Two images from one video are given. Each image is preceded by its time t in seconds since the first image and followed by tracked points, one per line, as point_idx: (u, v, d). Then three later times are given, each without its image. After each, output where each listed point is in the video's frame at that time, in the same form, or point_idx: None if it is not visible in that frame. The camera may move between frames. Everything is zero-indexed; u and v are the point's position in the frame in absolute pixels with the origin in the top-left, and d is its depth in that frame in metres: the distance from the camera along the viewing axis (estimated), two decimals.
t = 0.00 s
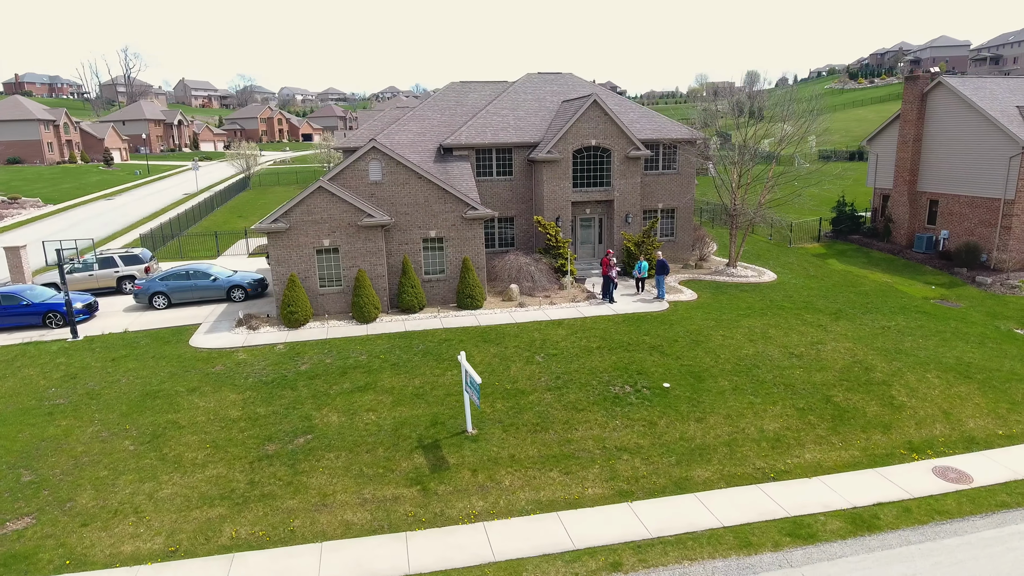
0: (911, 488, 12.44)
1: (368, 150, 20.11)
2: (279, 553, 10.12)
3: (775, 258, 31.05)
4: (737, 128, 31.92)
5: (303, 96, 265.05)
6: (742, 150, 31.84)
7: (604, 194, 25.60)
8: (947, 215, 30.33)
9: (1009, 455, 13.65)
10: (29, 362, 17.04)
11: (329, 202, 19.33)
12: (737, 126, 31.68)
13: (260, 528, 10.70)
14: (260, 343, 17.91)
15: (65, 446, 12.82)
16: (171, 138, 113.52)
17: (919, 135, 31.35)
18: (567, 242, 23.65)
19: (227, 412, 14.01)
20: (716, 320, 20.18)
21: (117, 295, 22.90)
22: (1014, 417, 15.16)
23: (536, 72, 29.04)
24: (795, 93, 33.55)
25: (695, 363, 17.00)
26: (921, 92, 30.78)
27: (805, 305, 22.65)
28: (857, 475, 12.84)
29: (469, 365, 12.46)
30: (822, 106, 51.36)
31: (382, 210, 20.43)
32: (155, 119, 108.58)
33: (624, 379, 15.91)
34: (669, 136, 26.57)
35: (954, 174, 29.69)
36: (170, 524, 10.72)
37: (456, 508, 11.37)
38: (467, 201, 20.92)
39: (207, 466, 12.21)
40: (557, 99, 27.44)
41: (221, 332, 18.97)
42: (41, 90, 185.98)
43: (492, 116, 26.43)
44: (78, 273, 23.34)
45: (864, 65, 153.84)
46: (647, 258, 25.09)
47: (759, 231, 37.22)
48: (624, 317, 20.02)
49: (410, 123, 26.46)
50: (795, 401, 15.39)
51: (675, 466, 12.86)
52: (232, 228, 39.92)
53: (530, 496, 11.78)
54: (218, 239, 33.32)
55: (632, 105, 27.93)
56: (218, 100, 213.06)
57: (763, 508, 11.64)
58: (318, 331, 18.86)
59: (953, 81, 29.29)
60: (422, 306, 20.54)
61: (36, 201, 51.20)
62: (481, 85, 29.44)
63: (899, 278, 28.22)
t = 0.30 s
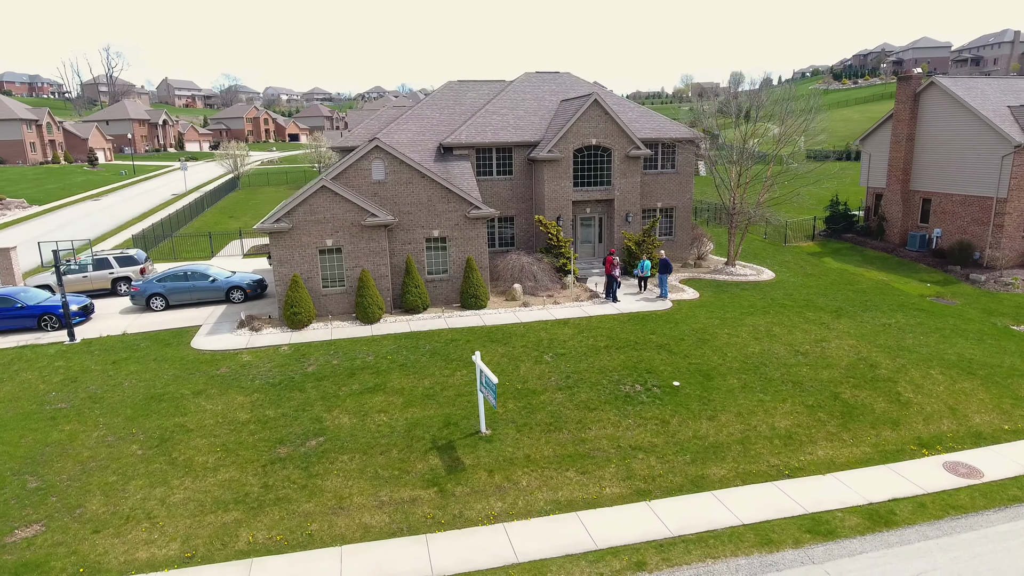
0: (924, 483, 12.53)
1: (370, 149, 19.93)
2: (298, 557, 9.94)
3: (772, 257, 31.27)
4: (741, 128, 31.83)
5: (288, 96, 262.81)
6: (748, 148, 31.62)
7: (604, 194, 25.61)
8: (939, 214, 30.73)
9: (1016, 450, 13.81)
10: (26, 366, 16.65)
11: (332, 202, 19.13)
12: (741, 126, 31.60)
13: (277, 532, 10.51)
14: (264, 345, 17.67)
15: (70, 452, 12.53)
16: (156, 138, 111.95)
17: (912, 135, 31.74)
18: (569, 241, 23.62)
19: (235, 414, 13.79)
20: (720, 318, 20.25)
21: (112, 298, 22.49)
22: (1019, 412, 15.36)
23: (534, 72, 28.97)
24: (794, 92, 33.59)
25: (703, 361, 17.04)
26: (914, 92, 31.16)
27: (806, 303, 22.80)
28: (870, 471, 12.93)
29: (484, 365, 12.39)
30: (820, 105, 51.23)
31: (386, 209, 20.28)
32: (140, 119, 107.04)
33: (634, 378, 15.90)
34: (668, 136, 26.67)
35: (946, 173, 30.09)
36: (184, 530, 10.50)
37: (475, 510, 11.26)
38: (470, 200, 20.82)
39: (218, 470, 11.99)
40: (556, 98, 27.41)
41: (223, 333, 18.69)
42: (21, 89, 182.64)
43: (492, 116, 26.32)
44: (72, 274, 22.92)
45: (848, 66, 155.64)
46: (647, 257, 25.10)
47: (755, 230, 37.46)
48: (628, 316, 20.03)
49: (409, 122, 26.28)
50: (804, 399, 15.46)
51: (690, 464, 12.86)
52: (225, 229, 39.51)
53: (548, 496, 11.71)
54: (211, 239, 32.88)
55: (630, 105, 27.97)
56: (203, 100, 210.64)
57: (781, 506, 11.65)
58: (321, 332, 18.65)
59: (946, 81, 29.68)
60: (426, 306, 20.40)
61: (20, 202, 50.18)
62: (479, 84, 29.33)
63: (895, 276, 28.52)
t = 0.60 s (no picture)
0: (936, 478, 12.65)
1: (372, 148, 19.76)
2: (319, 562, 9.77)
3: (768, 255, 31.51)
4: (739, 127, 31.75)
5: (273, 95, 260.40)
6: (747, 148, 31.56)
7: (604, 192, 25.62)
8: (931, 212, 31.14)
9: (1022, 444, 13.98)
10: (23, 370, 16.27)
11: (335, 201, 18.93)
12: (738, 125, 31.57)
13: (295, 537, 10.32)
14: (267, 346, 17.42)
15: (77, 457, 12.25)
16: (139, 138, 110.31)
17: (904, 134, 32.14)
18: (570, 240, 23.57)
19: (244, 417, 13.58)
20: (723, 316, 20.33)
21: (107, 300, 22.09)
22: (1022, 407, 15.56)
23: (531, 71, 28.92)
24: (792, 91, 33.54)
25: (711, 359, 17.09)
26: (906, 92, 31.56)
27: (806, 300, 22.97)
28: (882, 467, 13.02)
29: (499, 364, 12.31)
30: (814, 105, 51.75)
31: (388, 209, 20.12)
32: (122, 119, 105.46)
33: (644, 376, 15.89)
34: (666, 135, 26.76)
35: (938, 172, 30.50)
36: (200, 536, 10.27)
37: (494, 510, 11.16)
38: (473, 199, 20.72)
39: (231, 474, 11.77)
40: (554, 97, 27.38)
41: (224, 335, 18.42)
42: None
43: (490, 115, 26.21)
44: (65, 276, 22.49)
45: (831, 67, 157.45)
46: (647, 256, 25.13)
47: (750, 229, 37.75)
48: (633, 315, 20.05)
49: (407, 121, 26.09)
50: (813, 396, 15.55)
51: (705, 461, 12.87)
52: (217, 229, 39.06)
53: (567, 496, 11.64)
54: (205, 239, 32.45)
55: (627, 104, 28.03)
56: (186, 99, 208.04)
57: (798, 502, 11.69)
58: (325, 333, 18.45)
59: (937, 81, 30.09)
60: (430, 306, 20.27)
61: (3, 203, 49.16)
62: (476, 83, 29.21)
63: (890, 274, 28.84)
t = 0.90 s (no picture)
0: (947, 473, 12.77)
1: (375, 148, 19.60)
2: (341, 566, 9.61)
3: (764, 253, 31.73)
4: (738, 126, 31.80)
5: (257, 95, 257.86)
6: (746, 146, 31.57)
7: (605, 191, 25.63)
8: (923, 210, 31.55)
9: None
10: (22, 374, 15.89)
11: (338, 201, 18.73)
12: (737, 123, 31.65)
13: (315, 541, 10.15)
14: (271, 348, 17.18)
15: (84, 463, 11.97)
16: (122, 138, 108.63)
17: (896, 133, 32.54)
18: (571, 239, 23.52)
19: (254, 420, 13.38)
20: (727, 314, 20.41)
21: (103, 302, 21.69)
22: None
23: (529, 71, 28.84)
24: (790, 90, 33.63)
25: (719, 357, 17.15)
26: (898, 92, 31.96)
27: (805, 298, 23.14)
28: (894, 462, 13.12)
29: (515, 365, 12.24)
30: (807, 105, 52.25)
31: (391, 208, 19.96)
32: (105, 119, 103.80)
33: (654, 375, 15.90)
34: (665, 134, 26.85)
35: (930, 170, 30.91)
36: (217, 542, 10.06)
37: (514, 511, 11.07)
38: (476, 199, 20.61)
39: (244, 479, 11.57)
40: (553, 97, 27.35)
41: (226, 337, 18.15)
42: None
43: (490, 114, 26.11)
44: (59, 279, 22.03)
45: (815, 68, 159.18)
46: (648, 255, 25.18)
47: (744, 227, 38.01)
48: (637, 314, 20.06)
49: (406, 121, 25.90)
50: (821, 393, 15.65)
51: (720, 459, 12.88)
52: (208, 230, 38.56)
53: (586, 495, 11.58)
54: (198, 240, 31.99)
55: (626, 103, 28.08)
56: (169, 99, 205.32)
57: (815, 498, 11.74)
58: (329, 334, 18.24)
59: (929, 81, 30.49)
60: (433, 306, 20.13)
61: None
62: (474, 82, 29.09)
63: (885, 271, 29.15)
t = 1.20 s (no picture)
0: (958, 468, 12.91)
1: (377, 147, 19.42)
2: (363, 571, 9.45)
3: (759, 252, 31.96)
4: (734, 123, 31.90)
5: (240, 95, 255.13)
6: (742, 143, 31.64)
7: (604, 190, 25.64)
8: (914, 208, 31.98)
9: None
10: (19, 378, 15.50)
11: (341, 200, 18.51)
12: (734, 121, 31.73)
13: (335, 545, 9.98)
14: (274, 349, 16.95)
15: (91, 469, 11.69)
16: (104, 138, 106.86)
17: (887, 132, 32.95)
18: (572, 238, 23.49)
19: (263, 423, 13.16)
20: (730, 313, 20.50)
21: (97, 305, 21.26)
22: None
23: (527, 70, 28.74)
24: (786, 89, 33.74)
25: (726, 355, 17.21)
26: (889, 91, 32.37)
27: (804, 296, 23.32)
28: (905, 458, 13.24)
29: (530, 364, 12.18)
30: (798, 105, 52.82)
31: (393, 208, 19.78)
32: (86, 118, 102.08)
33: (663, 373, 15.91)
34: (662, 133, 26.92)
35: (921, 169, 31.33)
36: (234, 548, 9.85)
37: (533, 512, 10.99)
38: (479, 198, 20.50)
39: (258, 483, 11.36)
40: (551, 96, 27.31)
41: (228, 339, 17.88)
42: None
43: (488, 113, 26.00)
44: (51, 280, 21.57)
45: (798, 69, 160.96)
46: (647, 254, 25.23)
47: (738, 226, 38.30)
48: (641, 313, 20.08)
49: (404, 120, 25.71)
50: (828, 389, 15.76)
51: (734, 457, 12.91)
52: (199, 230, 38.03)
53: (604, 495, 11.53)
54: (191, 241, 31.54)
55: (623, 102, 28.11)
56: (150, 98, 202.36)
57: (831, 495, 11.79)
58: (333, 335, 18.02)
59: (919, 81, 30.92)
60: (437, 306, 19.99)
61: None
62: (471, 81, 28.94)
63: (878, 269, 29.48)
